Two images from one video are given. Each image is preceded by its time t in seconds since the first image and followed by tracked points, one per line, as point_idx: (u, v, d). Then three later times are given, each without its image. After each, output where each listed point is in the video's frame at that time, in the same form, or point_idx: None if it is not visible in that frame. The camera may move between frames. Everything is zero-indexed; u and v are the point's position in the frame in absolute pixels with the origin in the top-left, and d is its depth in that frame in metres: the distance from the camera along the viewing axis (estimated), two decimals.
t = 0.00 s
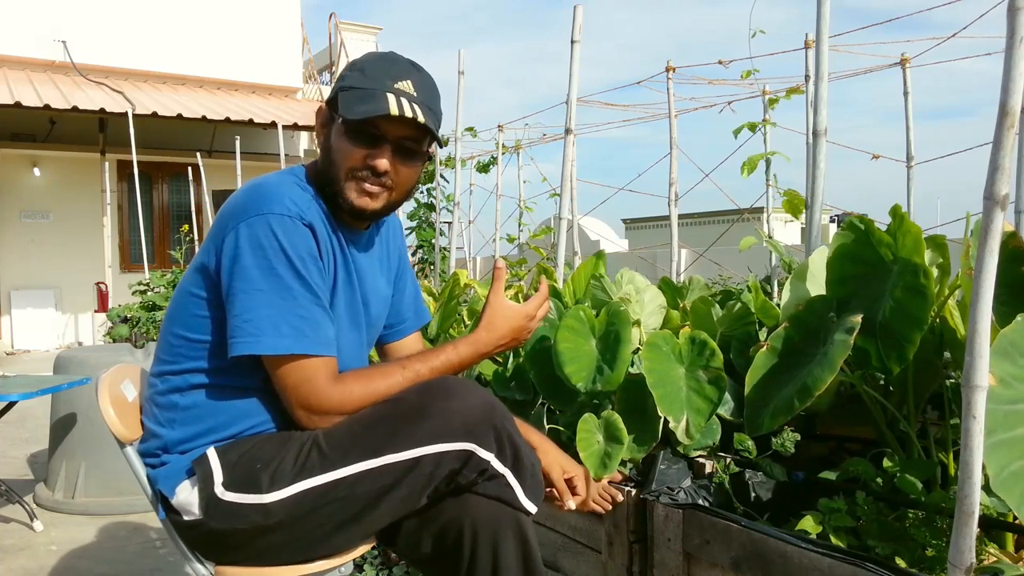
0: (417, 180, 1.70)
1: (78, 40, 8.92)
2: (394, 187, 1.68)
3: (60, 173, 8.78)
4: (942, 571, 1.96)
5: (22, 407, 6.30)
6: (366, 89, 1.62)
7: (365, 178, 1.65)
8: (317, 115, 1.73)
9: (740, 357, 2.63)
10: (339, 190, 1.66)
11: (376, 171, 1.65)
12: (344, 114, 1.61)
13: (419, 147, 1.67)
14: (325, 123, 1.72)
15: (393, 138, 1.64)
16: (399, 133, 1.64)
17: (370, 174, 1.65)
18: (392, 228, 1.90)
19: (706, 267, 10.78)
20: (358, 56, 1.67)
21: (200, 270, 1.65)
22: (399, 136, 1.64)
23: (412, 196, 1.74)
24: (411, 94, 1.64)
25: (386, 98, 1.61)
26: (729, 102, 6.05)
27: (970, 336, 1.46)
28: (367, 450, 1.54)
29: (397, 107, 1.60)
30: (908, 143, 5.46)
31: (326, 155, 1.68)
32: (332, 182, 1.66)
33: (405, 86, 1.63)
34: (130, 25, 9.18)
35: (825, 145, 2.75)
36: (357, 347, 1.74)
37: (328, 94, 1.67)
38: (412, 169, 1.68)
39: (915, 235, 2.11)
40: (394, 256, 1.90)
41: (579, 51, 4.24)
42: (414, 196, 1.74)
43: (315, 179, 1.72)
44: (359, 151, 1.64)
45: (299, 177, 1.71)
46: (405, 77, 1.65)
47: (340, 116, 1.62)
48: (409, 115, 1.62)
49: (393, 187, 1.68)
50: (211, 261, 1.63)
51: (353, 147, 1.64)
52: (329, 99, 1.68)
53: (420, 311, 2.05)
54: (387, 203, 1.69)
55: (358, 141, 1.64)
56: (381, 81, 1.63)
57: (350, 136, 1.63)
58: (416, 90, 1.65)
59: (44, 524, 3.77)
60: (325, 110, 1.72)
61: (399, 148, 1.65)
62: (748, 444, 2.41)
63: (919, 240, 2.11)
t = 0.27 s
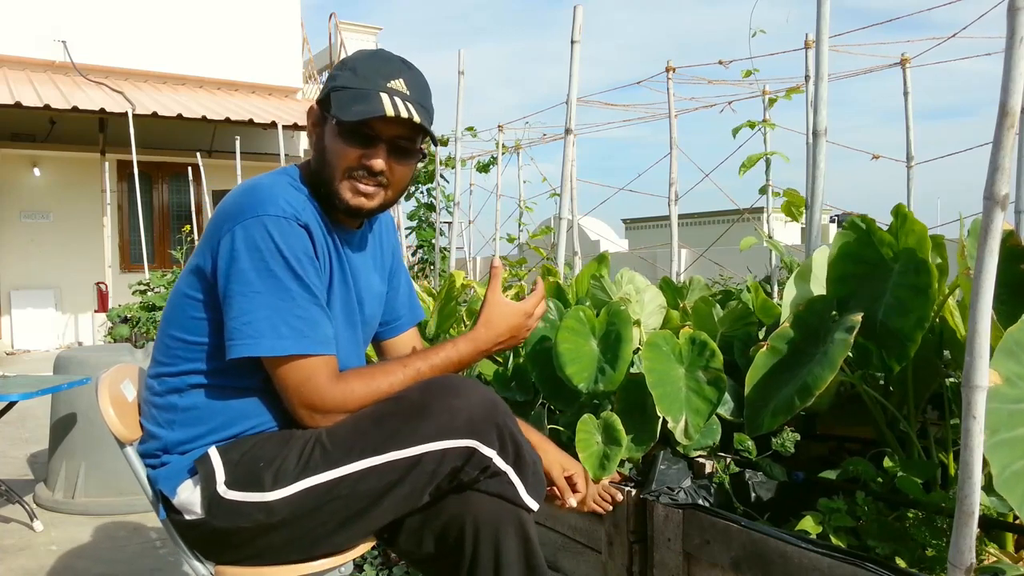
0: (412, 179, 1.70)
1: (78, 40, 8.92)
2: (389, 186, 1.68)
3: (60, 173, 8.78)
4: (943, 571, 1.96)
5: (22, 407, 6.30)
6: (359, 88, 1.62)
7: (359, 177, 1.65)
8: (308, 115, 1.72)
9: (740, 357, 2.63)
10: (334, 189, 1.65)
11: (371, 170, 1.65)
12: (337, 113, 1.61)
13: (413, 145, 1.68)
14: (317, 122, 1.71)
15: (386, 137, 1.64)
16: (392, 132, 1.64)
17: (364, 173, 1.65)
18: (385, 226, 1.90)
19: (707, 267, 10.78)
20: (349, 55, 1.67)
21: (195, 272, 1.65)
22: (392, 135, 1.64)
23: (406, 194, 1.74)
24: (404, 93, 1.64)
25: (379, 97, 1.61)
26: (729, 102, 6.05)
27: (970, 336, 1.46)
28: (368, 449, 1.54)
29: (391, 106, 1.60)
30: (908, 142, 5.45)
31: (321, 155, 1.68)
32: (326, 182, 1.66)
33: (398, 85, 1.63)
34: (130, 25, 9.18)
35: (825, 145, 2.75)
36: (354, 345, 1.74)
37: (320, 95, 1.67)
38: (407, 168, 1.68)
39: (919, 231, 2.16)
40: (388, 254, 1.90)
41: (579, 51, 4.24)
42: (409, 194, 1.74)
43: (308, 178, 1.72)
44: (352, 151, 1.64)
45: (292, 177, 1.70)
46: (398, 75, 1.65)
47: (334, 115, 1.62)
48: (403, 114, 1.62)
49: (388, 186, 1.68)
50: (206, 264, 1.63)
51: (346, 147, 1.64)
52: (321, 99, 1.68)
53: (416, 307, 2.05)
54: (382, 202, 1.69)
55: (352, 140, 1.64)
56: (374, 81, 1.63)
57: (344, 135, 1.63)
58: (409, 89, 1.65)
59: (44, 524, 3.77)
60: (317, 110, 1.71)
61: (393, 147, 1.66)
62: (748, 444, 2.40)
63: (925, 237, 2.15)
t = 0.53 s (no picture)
0: (407, 177, 1.70)
1: (78, 40, 8.92)
2: (383, 183, 1.68)
3: (60, 173, 8.78)
4: (943, 571, 1.96)
5: (22, 407, 6.30)
6: (352, 87, 1.62)
7: (354, 176, 1.65)
8: (303, 113, 1.72)
9: (739, 357, 2.63)
10: (329, 189, 1.65)
11: (365, 168, 1.65)
12: (330, 113, 1.61)
13: (407, 143, 1.68)
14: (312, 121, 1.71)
15: (381, 136, 1.64)
16: (386, 130, 1.64)
17: (359, 172, 1.65)
18: (382, 225, 1.89)
19: (707, 267, 10.78)
20: (343, 53, 1.67)
21: (191, 273, 1.64)
22: (386, 133, 1.64)
23: (401, 192, 1.74)
24: (397, 91, 1.64)
25: (372, 96, 1.61)
26: (729, 102, 6.06)
27: (970, 336, 1.46)
28: (367, 449, 1.54)
29: (384, 105, 1.60)
30: (908, 143, 5.45)
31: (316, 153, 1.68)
32: (322, 180, 1.66)
33: (391, 83, 1.63)
34: (130, 25, 9.18)
35: (825, 145, 2.75)
36: (351, 346, 1.74)
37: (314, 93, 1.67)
38: (401, 166, 1.68)
39: (912, 239, 2.10)
40: (386, 253, 1.90)
41: (579, 51, 4.24)
42: (404, 193, 1.74)
43: (304, 177, 1.72)
44: (346, 149, 1.64)
45: (288, 177, 1.70)
46: (391, 74, 1.64)
47: (327, 114, 1.62)
48: (396, 113, 1.62)
49: (383, 184, 1.68)
50: (201, 265, 1.62)
51: (341, 146, 1.64)
52: (315, 97, 1.67)
53: (415, 306, 2.05)
54: (377, 200, 1.69)
55: (346, 139, 1.64)
56: (367, 79, 1.62)
57: (338, 134, 1.63)
58: (402, 87, 1.65)
59: (44, 524, 3.77)
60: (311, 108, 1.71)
61: (387, 145, 1.66)
62: (748, 445, 2.41)
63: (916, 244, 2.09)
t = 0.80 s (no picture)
0: (403, 171, 1.70)
1: (78, 40, 8.92)
2: (381, 180, 1.68)
3: (60, 173, 8.78)
4: (943, 571, 1.96)
5: (22, 407, 6.30)
6: (342, 85, 1.62)
7: (350, 175, 1.66)
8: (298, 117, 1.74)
9: (739, 357, 2.63)
10: (326, 190, 1.66)
11: (361, 166, 1.65)
12: (322, 113, 1.62)
13: (401, 137, 1.68)
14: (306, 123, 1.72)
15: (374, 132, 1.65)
16: (378, 125, 1.65)
17: (355, 170, 1.65)
18: (382, 225, 1.89)
19: (707, 267, 10.78)
20: (331, 53, 1.67)
21: (191, 275, 1.64)
22: (379, 128, 1.65)
23: (399, 188, 1.75)
24: (387, 85, 1.64)
25: (362, 93, 1.61)
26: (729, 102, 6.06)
27: (970, 336, 1.46)
28: (368, 449, 1.54)
29: (374, 101, 1.61)
30: (908, 143, 5.45)
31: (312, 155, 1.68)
32: (319, 182, 1.67)
33: (380, 78, 1.63)
34: (130, 25, 9.18)
35: (825, 145, 2.75)
36: (352, 347, 1.74)
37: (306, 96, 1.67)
38: (396, 161, 1.69)
39: (911, 239, 2.10)
40: (386, 253, 1.90)
41: (579, 51, 4.24)
42: (401, 189, 1.75)
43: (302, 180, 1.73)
44: (340, 148, 1.64)
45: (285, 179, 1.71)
46: (380, 69, 1.65)
47: (319, 115, 1.63)
48: (386, 107, 1.62)
49: (380, 180, 1.68)
50: (202, 267, 1.62)
51: (335, 145, 1.65)
52: (308, 99, 1.68)
53: (417, 305, 2.04)
54: (375, 198, 1.69)
55: (340, 138, 1.64)
56: (356, 77, 1.63)
57: (331, 134, 1.64)
58: (392, 81, 1.65)
59: (44, 524, 3.77)
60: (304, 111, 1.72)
61: (381, 140, 1.66)
62: (748, 445, 2.42)
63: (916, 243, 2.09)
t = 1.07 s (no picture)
0: (389, 162, 1.70)
1: (78, 40, 8.92)
2: (370, 174, 1.68)
3: (60, 173, 8.78)
4: (943, 571, 1.97)
5: (22, 407, 6.30)
6: (315, 84, 1.63)
7: (339, 172, 1.65)
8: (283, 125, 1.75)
9: (739, 357, 2.64)
10: (315, 190, 1.66)
11: (346, 161, 1.65)
12: (298, 115, 1.62)
13: (382, 127, 1.67)
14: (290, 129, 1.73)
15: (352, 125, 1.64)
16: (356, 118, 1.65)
17: (341, 166, 1.65)
18: (381, 224, 1.89)
19: (706, 267, 10.78)
20: (303, 56, 1.68)
21: (187, 277, 1.65)
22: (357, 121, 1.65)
23: (390, 182, 1.74)
24: (359, 77, 1.63)
25: (334, 88, 1.61)
26: (729, 102, 6.07)
27: (970, 336, 1.46)
28: (368, 449, 1.54)
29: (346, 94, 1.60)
30: (908, 143, 5.45)
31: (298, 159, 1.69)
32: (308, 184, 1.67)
33: (351, 71, 1.63)
34: (130, 25, 9.18)
35: (825, 145, 2.75)
36: (350, 348, 1.73)
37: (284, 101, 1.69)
38: (380, 152, 1.68)
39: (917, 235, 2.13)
40: (387, 251, 1.89)
41: (579, 51, 4.24)
42: (392, 182, 1.74)
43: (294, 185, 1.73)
44: (324, 147, 1.65)
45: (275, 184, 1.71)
46: (350, 62, 1.64)
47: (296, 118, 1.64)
48: (360, 98, 1.62)
49: (368, 174, 1.68)
50: (197, 269, 1.62)
51: (317, 145, 1.65)
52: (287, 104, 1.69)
53: (423, 300, 2.04)
54: (367, 193, 1.68)
55: (321, 138, 1.65)
56: (328, 73, 1.63)
57: (312, 135, 1.65)
58: (364, 71, 1.65)
59: (44, 524, 3.77)
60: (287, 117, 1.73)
61: (362, 132, 1.66)
62: (748, 445, 2.42)
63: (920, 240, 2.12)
